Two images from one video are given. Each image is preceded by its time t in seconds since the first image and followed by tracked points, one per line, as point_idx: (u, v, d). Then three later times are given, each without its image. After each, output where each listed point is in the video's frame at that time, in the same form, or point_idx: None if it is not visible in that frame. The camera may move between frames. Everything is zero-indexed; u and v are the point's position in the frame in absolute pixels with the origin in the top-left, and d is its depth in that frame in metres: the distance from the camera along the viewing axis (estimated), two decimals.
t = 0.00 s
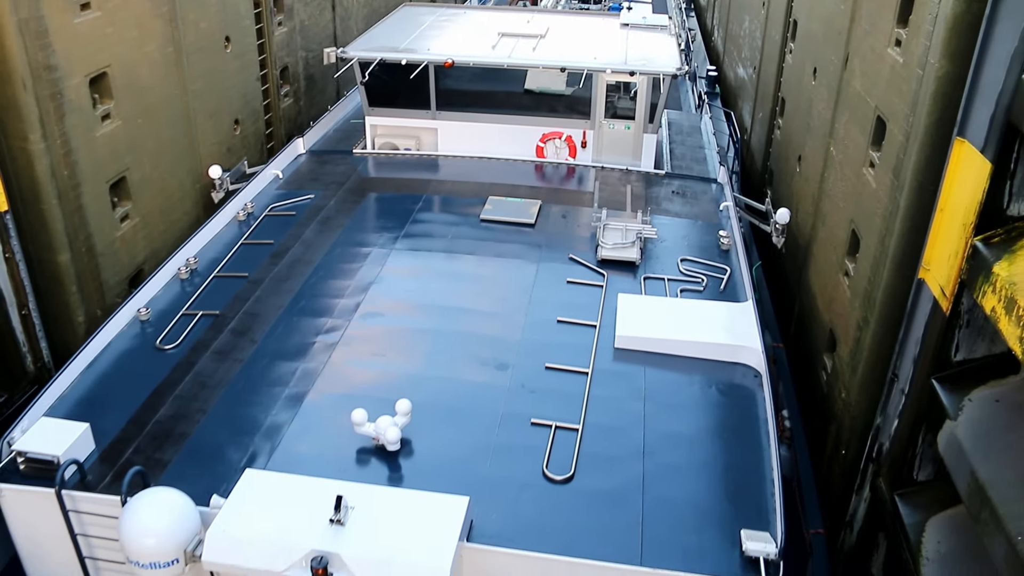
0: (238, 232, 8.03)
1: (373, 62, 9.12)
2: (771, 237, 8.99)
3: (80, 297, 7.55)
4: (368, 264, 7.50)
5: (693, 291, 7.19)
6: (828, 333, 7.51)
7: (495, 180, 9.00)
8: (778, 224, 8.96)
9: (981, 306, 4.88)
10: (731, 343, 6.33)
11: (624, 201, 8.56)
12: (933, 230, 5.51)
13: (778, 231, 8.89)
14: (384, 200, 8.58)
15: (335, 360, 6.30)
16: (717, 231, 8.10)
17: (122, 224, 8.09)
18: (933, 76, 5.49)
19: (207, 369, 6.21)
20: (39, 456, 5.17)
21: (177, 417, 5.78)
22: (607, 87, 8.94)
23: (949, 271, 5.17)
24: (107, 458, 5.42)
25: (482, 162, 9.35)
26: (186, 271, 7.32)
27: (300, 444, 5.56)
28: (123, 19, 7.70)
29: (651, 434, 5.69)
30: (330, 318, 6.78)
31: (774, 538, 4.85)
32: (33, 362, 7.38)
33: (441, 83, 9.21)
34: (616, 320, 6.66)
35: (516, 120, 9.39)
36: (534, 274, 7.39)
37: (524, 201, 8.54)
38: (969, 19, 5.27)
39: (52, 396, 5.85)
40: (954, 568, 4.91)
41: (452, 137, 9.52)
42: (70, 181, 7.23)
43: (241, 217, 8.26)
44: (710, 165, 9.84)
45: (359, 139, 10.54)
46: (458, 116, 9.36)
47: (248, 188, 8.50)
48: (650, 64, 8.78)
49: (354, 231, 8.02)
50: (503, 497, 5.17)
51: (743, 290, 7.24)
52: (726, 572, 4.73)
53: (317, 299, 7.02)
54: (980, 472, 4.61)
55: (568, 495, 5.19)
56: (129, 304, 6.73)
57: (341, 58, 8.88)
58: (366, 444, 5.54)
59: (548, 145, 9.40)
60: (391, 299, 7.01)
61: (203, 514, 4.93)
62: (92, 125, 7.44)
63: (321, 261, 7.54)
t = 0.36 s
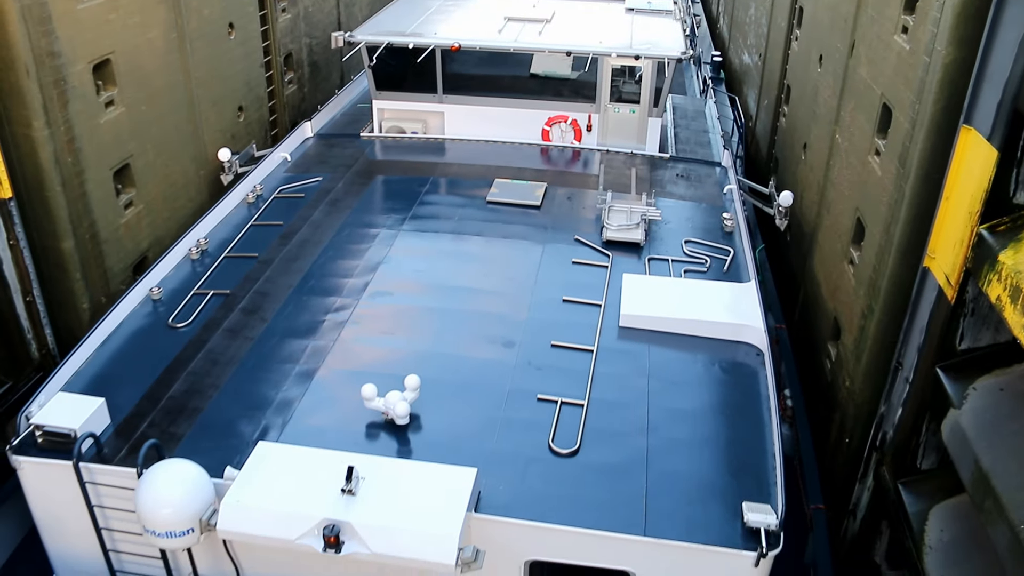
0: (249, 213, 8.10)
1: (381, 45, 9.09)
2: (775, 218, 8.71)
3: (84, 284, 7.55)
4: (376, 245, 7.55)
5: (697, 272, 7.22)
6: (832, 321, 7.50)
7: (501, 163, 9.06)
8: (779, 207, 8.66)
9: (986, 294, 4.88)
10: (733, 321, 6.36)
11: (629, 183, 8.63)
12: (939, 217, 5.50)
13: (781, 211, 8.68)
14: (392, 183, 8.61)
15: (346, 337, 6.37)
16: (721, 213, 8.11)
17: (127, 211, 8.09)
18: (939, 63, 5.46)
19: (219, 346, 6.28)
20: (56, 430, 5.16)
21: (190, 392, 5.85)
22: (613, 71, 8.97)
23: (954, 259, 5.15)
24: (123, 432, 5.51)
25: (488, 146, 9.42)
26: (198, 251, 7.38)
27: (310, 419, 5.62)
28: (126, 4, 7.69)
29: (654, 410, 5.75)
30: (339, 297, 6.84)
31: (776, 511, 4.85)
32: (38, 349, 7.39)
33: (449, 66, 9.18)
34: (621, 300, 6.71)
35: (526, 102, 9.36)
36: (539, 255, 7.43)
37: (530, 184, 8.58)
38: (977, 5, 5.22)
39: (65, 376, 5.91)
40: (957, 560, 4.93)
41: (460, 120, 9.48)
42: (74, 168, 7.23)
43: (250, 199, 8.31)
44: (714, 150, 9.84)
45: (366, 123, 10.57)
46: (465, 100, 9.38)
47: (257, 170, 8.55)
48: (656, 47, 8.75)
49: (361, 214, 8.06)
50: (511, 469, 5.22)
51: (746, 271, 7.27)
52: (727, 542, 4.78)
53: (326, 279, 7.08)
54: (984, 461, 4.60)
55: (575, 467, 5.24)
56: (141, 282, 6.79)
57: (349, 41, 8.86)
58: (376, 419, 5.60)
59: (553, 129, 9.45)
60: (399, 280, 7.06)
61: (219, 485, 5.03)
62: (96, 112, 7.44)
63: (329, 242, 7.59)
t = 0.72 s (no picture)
0: (257, 194, 8.12)
1: (388, 28, 9.02)
2: (777, 200, 8.59)
3: (88, 270, 7.54)
4: (384, 225, 7.57)
5: (700, 252, 7.23)
6: (836, 310, 7.50)
7: (507, 145, 9.07)
8: (782, 189, 8.55)
9: (991, 282, 4.86)
10: (736, 299, 6.37)
11: (633, 165, 8.64)
12: (944, 204, 5.48)
13: (784, 194, 8.53)
14: (398, 164, 8.61)
15: (356, 314, 6.40)
16: (724, 195, 8.11)
17: (130, 197, 8.08)
18: (947, 50, 5.42)
19: (230, 323, 6.32)
20: (71, 403, 5.22)
21: (201, 367, 5.90)
22: (618, 53, 8.93)
23: (959, 247, 5.13)
24: (137, 405, 5.55)
25: (494, 128, 9.44)
26: (208, 231, 7.40)
27: (320, 392, 5.67)
28: None
29: (657, 385, 5.77)
30: (349, 276, 6.87)
31: (777, 484, 4.89)
32: (42, 334, 7.42)
33: (455, 49, 9.18)
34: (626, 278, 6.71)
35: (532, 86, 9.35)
36: (545, 235, 7.43)
37: (535, 165, 8.57)
38: None
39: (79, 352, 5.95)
40: (962, 547, 4.99)
41: (467, 103, 9.44)
42: (78, 153, 7.21)
43: (259, 179, 8.32)
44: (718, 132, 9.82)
45: (373, 105, 10.56)
46: (471, 82, 9.38)
47: (266, 151, 8.57)
48: (661, 30, 8.68)
49: (367, 195, 8.06)
50: (518, 441, 5.25)
51: (749, 252, 7.27)
52: (729, 512, 4.81)
53: (334, 258, 7.11)
54: (986, 448, 4.63)
55: (580, 439, 5.28)
56: (153, 260, 6.82)
57: (356, 24, 8.83)
58: (385, 393, 5.64)
59: (559, 111, 9.42)
60: (406, 259, 7.08)
61: (231, 456, 5.07)
62: (99, 97, 7.43)
63: (337, 222, 7.61)
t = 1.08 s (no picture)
0: (266, 175, 8.13)
1: (395, 12, 9.06)
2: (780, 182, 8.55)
3: (92, 256, 7.55)
4: (392, 205, 7.58)
5: (704, 233, 7.25)
6: (841, 297, 7.49)
7: (514, 127, 9.05)
8: (784, 170, 8.55)
9: (996, 270, 4.86)
10: (740, 278, 6.39)
11: (638, 147, 8.63)
12: (950, 192, 5.47)
13: (788, 174, 8.51)
14: (405, 147, 8.60)
15: (365, 292, 6.42)
16: (728, 177, 8.11)
17: (134, 183, 8.08)
18: (953, 36, 5.38)
19: (242, 300, 6.36)
20: (88, 376, 5.31)
21: (213, 343, 5.95)
22: (623, 38, 8.94)
23: (963, 236, 5.12)
24: (151, 379, 5.63)
25: (502, 111, 9.37)
26: (219, 211, 7.43)
27: (331, 366, 5.71)
28: None
29: (662, 361, 5.79)
30: (358, 255, 6.89)
31: (778, 457, 4.95)
32: (47, 321, 7.44)
33: (462, 33, 9.22)
34: (631, 257, 6.72)
35: (534, 71, 9.41)
36: (551, 216, 7.44)
37: (541, 147, 8.57)
38: None
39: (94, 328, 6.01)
40: (966, 532, 5.01)
41: (472, 86, 9.52)
42: (82, 140, 7.21)
43: (268, 161, 8.36)
44: (723, 116, 9.79)
45: (380, 88, 10.54)
46: (478, 66, 9.38)
47: (275, 133, 8.57)
48: (667, 14, 8.56)
49: (374, 176, 8.06)
50: (525, 414, 5.29)
51: (752, 232, 7.28)
52: (731, 483, 4.86)
53: (343, 237, 7.13)
54: (990, 437, 4.63)
55: (585, 413, 5.32)
56: (164, 240, 6.86)
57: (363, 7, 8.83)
58: (394, 368, 5.67)
59: (564, 94, 9.40)
60: (414, 239, 7.08)
61: (244, 428, 5.13)
62: (103, 84, 7.42)
63: (346, 202, 7.62)
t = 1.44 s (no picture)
0: (275, 157, 8.12)
1: None
2: (784, 165, 8.68)
3: (96, 243, 7.56)
4: (400, 186, 7.59)
5: (708, 214, 7.24)
6: (845, 285, 7.48)
7: (520, 111, 9.02)
8: (789, 154, 8.68)
9: (1001, 259, 4.86)
10: (743, 258, 6.41)
11: (643, 131, 8.62)
12: (956, 180, 5.46)
13: (791, 159, 8.61)
14: (412, 130, 8.59)
15: (374, 272, 6.43)
16: (732, 159, 8.09)
17: (138, 169, 8.08)
18: (961, 23, 5.35)
19: (253, 279, 6.40)
20: (102, 351, 5.35)
21: (229, 318, 6.00)
22: (629, 22, 8.88)
23: (969, 225, 5.12)
24: (165, 355, 5.68)
25: (510, 95, 9.36)
26: (229, 191, 7.45)
27: (341, 342, 5.73)
28: None
29: (666, 339, 5.81)
30: (367, 235, 6.90)
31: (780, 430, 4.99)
32: (51, 307, 7.44)
33: (470, 18, 9.16)
34: (636, 237, 6.73)
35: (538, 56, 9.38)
36: (557, 197, 7.44)
37: (546, 130, 8.55)
38: None
39: (108, 305, 6.07)
40: (968, 522, 5.04)
41: (479, 70, 9.50)
42: (85, 126, 7.21)
43: (277, 143, 8.34)
44: (727, 100, 9.76)
45: (387, 71, 10.53)
46: (486, 50, 9.38)
47: (285, 116, 8.56)
48: None
49: (381, 159, 8.05)
50: (530, 389, 5.32)
51: (756, 213, 7.27)
52: (732, 455, 4.89)
53: (352, 218, 7.14)
54: (994, 427, 4.66)
55: (590, 389, 5.34)
56: (175, 220, 6.84)
57: None
58: (403, 344, 5.69)
59: (570, 78, 9.38)
60: (421, 220, 7.09)
61: (257, 402, 5.18)
62: (106, 70, 7.41)
63: (355, 184, 7.63)
